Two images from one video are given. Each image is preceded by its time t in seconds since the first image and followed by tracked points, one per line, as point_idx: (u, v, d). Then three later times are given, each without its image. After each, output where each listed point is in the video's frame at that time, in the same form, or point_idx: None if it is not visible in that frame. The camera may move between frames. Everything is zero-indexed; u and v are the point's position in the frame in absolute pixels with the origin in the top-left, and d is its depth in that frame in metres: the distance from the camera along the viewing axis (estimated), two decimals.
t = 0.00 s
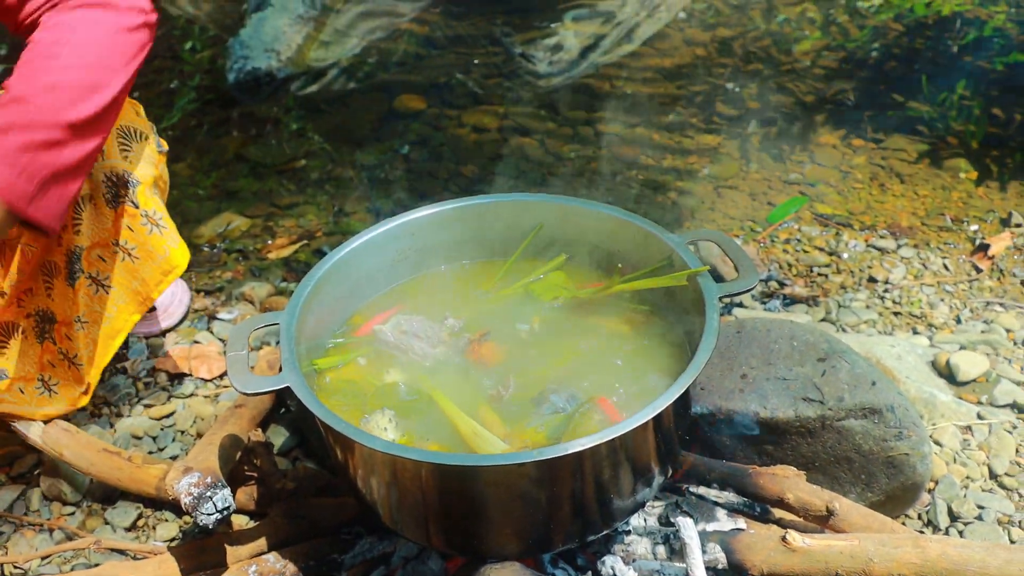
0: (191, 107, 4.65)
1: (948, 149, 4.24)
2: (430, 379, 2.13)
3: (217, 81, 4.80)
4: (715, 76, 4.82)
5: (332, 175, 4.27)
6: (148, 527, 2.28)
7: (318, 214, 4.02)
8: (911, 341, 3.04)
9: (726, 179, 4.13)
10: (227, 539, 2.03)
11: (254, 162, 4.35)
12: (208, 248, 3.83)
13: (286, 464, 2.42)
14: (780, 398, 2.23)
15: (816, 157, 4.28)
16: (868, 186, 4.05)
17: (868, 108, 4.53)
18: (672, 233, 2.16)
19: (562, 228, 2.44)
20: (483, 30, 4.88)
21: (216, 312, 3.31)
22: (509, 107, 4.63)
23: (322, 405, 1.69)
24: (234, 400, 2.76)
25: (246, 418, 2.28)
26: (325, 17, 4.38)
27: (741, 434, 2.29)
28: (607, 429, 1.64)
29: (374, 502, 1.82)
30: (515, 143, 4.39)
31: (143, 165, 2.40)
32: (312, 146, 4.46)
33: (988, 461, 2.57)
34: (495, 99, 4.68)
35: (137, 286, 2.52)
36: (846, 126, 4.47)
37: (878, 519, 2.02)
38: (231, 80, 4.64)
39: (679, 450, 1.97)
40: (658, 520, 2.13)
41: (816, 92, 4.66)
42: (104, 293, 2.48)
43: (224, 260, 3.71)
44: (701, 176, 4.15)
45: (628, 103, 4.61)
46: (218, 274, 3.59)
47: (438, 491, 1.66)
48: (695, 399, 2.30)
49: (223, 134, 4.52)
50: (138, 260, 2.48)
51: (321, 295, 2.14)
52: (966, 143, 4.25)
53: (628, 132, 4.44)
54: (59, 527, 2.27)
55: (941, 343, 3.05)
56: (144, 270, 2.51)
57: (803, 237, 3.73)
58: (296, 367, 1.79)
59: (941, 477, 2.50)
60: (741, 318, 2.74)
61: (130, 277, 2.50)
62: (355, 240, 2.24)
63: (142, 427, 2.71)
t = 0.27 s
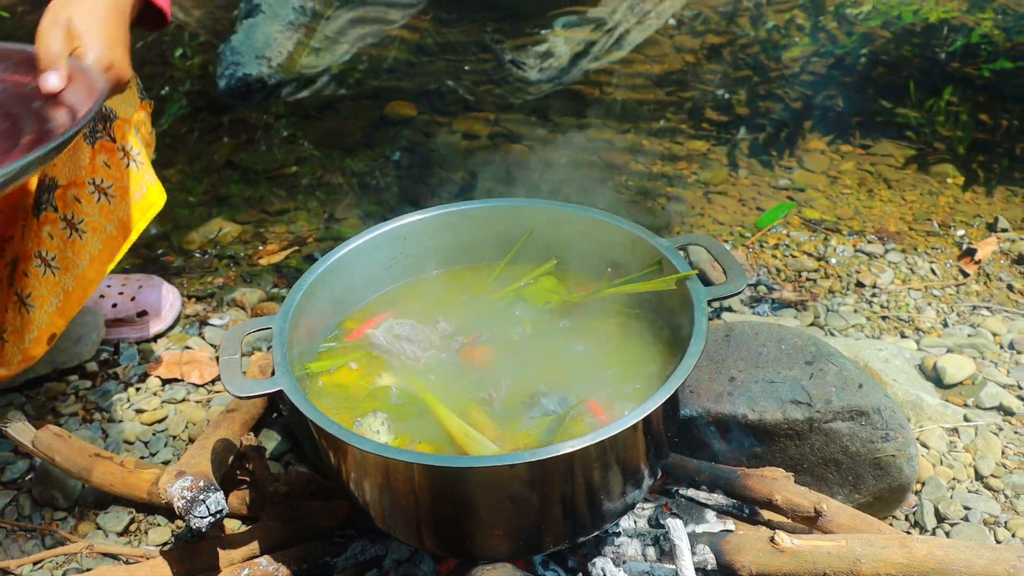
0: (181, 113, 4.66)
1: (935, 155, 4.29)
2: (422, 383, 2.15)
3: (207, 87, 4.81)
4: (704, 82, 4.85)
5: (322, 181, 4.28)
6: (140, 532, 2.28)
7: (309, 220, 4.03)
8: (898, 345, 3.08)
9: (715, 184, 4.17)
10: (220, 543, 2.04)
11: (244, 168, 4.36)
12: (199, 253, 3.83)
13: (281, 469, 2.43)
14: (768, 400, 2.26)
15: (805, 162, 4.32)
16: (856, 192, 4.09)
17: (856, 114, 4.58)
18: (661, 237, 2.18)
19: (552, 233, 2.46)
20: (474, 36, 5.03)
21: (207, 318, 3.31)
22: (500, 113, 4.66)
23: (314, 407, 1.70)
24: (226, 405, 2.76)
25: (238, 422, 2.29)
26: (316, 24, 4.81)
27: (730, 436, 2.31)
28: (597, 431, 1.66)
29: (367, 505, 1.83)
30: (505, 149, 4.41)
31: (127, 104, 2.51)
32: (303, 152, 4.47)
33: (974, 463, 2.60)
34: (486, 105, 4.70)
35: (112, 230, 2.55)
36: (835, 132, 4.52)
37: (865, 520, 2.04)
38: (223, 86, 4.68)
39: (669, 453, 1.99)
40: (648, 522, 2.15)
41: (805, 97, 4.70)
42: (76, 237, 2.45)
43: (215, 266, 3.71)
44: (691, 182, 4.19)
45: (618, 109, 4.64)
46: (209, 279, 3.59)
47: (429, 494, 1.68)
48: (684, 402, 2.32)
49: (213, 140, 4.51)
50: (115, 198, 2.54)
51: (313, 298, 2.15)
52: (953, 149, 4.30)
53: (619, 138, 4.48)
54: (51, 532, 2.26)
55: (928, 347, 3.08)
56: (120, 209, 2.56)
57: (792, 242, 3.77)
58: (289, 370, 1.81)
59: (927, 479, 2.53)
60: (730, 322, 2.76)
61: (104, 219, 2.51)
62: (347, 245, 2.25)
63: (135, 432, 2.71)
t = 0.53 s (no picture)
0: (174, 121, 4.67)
1: (923, 161, 4.35)
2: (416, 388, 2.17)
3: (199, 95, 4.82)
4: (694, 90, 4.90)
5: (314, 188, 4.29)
6: (135, 537, 2.28)
7: (302, 226, 4.04)
8: (887, 349, 3.11)
9: (705, 191, 4.21)
10: (215, 547, 2.05)
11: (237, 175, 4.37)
12: (192, 260, 3.84)
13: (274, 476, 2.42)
14: (758, 404, 2.29)
15: (794, 168, 4.38)
16: (845, 198, 4.13)
17: (845, 122, 4.63)
18: (652, 243, 2.21)
19: (544, 239, 2.47)
20: (465, 44, 5.02)
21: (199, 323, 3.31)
22: (492, 120, 4.70)
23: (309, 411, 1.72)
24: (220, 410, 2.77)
25: (232, 426, 2.30)
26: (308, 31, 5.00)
27: (721, 440, 2.34)
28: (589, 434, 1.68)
29: (361, 509, 1.85)
30: (497, 156, 4.44)
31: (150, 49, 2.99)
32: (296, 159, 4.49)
33: (963, 465, 2.63)
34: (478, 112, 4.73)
35: (148, 137, 2.78)
36: (825, 138, 4.60)
37: (854, 521, 2.07)
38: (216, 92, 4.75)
39: (660, 457, 2.01)
40: (639, 525, 2.17)
41: (794, 104, 4.74)
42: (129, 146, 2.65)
43: (208, 272, 3.71)
44: (681, 188, 4.22)
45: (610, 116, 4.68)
46: (202, 285, 3.59)
47: (423, 497, 1.69)
48: (676, 406, 2.35)
49: (204, 147, 4.52)
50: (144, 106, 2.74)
51: (307, 304, 2.17)
52: (942, 155, 4.35)
53: (610, 146, 4.51)
54: (45, 538, 2.26)
55: (917, 351, 3.12)
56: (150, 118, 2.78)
57: (781, 247, 3.80)
58: (283, 375, 1.82)
59: (916, 482, 2.56)
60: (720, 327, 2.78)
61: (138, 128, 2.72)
62: (341, 251, 2.27)
63: (129, 438, 2.71)
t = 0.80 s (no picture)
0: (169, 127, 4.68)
1: (915, 166, 4.37)
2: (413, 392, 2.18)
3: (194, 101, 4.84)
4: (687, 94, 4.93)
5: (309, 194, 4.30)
6: (133, 540, 2.29)
7: (297, 231, 4.05)
8: (881, 352, 3.13)
9: (699, 195, 4.24)
10: (212, 550, 2.05)
11: (232, 181, 4.39)
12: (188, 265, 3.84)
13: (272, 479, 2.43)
14: (753, 406, 2.31)
15: (787, 173, 4.40)
16: (838, 202, 4.16)
17: (837, 127, 4.66)
18: (647, 247, 2.22)
19: (541, 243, 2.49)
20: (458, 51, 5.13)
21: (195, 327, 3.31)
22: (487, 126, 4.74)
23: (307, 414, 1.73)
24: (217, 413, 2.77)
25: (230, 430, 2.33)
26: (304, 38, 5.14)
27: (716, 441, 2.36)
28: (585, 435, 1.69)
29: (359, 511, 1.86)
30: (492, 162, 4.46)
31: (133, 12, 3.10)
32: (291, 164, 4.51)
33: (956, 466, 2.65)
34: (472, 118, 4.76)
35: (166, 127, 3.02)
36: (817, 143, 4.60)
37: (849, 521, 2.09)
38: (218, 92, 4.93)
39: (656, 458, 2.03)
40: (635, 526, 2.19)
41: (787, 109, 4.78)
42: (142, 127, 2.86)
43: (204, 277, 3.72)
44: (675, 193, 4.25)
45: (604, 121, 4.72)
46: (198, 290, 3.60)
47: (421, 498, 1.70)
48: (671, 408, 2.36)
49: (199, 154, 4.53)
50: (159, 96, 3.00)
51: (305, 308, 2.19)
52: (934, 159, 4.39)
53: (604, 150, 4.53)
54: (43, 542, 2.26)
55: (910, 354, 3.15)
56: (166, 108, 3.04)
57: (775, 251, 3.83)
58: (282, 378, 1.83)
59: (910, 483, 2.58)
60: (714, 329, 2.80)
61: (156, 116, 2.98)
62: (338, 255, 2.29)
63: (126, 442, 2.72)
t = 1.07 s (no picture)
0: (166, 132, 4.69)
1: (910, 169, 4.37)
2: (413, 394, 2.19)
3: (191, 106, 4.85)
4: (683, 98, 4.95)
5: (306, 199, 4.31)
6: (132, 544, 2.28)
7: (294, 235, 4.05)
8: (877, 354, 3.15)
9: (695, 199, 4.25)
10: (213, 554, 2.06)
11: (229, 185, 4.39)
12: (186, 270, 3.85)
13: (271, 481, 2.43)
14: (751, 408, 2.32)
15: (783, 176, 4.41)
16: (834, 206, 4.18)
17: (832, 130, 4.66)
18: (646, 250, 2.23)
19: (539, 246, 2.50)
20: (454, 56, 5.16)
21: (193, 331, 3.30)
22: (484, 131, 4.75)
23: (309, 416, 1.74)
24: (216, 417, 2.77)
25: (230, 434, 2.33)
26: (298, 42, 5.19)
27: (714, 443, 2.37)
28: (585, 436, 1.70)
29: (359, 512, 1.87)
30: (488, 166, 4.47)
31: (158, 39, 2.98)
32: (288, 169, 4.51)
33: (953, 468, 2.67)
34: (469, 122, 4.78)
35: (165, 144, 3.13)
36: (812, 146, 4.60)
37: (847, 522, 2.10)
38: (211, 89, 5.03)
39: (655, 459, 2.04)
40: (635, 527, 2.19)
41: (783, 113, 4.80)
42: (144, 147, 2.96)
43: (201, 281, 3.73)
44: (671, 197, 4.27)
45: (600, 125, 4.74)
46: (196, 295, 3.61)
47: (422, 499, 1.71)
48: (670, 410, 2.37)
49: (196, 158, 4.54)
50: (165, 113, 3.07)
51: (306, 311, 2.19)
52: (929, 164, 4.36)
53: (600, 154, 4.55)
54: (42, 546, 2.26)
55: (907, 356, 3.16)
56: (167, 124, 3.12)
57: (772, 254, 3.85)
58: (283, 380, 1.84)
59: (907, 484, 2.60)
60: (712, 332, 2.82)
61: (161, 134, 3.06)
62: (339, 258, 2.29)
63: (125, 446, 2.71)
